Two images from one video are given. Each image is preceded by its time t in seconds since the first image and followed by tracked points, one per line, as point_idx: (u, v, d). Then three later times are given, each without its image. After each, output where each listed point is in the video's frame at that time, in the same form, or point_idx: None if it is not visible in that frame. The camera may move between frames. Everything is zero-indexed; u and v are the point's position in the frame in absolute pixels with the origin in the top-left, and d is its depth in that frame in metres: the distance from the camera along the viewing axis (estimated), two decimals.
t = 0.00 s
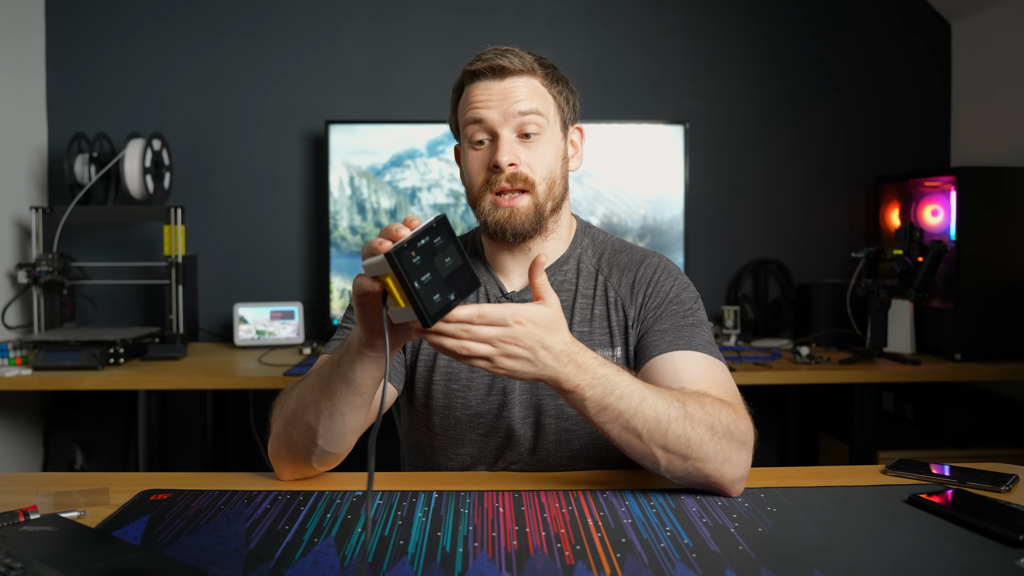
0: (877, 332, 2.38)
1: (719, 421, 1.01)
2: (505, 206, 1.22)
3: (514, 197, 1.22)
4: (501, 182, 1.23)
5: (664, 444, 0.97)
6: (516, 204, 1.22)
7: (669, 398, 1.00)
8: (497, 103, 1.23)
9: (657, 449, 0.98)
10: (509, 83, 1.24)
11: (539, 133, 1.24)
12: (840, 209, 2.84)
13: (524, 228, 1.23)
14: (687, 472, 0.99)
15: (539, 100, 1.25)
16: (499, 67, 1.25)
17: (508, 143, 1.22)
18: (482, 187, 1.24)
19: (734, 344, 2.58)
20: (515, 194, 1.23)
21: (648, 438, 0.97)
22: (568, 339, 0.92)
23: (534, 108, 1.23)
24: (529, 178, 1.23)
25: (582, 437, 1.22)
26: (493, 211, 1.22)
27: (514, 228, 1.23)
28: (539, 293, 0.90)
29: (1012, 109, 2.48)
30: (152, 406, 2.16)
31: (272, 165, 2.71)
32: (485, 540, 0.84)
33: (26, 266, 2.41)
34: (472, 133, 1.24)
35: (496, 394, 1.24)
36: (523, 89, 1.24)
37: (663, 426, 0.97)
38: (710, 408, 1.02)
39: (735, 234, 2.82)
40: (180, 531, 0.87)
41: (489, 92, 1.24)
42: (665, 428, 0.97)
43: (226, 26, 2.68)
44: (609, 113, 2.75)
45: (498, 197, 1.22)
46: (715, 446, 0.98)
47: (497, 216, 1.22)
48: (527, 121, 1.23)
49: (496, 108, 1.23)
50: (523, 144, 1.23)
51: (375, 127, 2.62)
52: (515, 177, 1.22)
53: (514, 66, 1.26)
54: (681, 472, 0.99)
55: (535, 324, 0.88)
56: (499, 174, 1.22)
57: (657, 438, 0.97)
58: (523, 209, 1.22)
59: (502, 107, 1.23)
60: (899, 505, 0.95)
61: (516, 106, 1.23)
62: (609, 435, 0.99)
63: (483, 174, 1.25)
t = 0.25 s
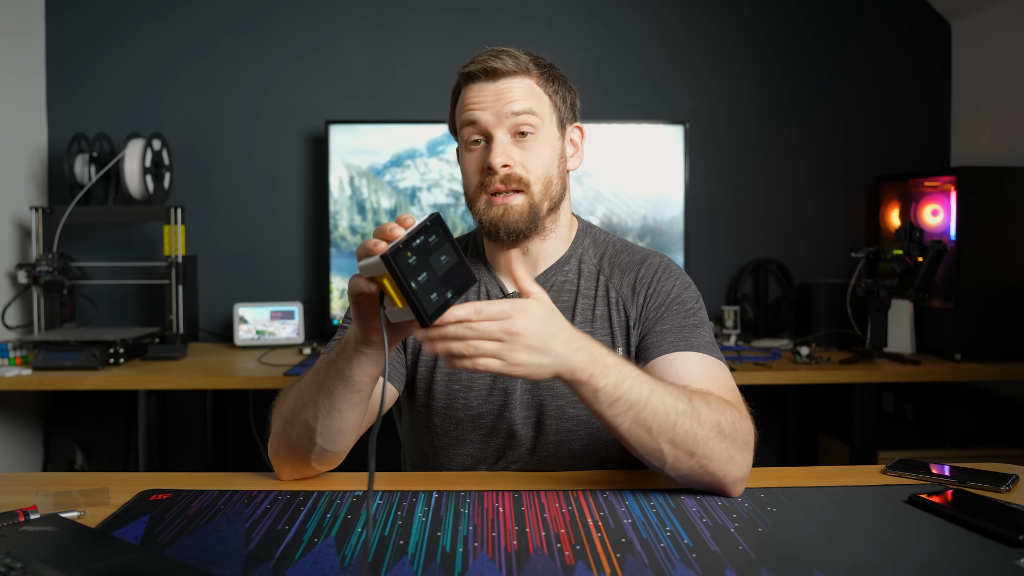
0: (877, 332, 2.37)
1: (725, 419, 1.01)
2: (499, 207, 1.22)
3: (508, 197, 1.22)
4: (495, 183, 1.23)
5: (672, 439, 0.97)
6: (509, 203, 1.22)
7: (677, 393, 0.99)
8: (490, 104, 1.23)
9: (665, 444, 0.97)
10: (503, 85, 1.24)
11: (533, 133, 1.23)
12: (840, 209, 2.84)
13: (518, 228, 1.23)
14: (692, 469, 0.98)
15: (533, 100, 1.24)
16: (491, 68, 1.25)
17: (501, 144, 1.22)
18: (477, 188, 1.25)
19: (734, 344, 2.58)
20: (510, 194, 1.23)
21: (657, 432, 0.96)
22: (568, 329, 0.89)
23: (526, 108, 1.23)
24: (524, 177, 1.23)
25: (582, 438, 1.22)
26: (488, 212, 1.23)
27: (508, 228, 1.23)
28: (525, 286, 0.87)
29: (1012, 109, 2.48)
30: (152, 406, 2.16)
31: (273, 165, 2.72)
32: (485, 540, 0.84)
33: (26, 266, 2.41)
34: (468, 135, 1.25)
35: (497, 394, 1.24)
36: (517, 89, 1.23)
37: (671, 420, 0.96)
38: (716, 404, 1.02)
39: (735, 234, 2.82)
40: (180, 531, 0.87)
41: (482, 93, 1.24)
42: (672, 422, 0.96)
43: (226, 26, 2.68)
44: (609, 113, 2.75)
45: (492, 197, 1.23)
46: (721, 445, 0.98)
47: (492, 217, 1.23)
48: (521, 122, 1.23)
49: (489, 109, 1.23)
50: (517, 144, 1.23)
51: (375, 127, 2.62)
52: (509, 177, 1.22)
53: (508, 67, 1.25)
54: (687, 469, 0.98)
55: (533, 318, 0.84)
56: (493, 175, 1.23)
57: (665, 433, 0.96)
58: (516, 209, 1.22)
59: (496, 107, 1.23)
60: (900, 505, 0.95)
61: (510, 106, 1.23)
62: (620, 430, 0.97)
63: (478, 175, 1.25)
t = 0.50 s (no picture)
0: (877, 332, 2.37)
1: (729, 416, 1.01)
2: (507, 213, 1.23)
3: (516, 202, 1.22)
4: (503, 188, 1.23)
5: (674, 429, 0.96)
6: (518, 207, 1.22)
7: (684, 385, 0.98)
8: (500, 108, 1.23)
9: (666, 435, 0.97)
10: (512, 88, 1.24)
11: (541, 138, 1.24)
12: (840, 209, 2.84)
13: (527, 233, 1.24)
14: (693, 464, 0.98)
15: (541, 105, 1.24)
16: (501, 72, 1.24)
17: (510, 148, 1.22)
18: (485, 192, 1.24)
19: (734, 344, 2.58)
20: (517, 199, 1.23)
21: (658, 422, 0.96)
22: (588, 304, 0.89)
23: (536, 113, 1.23)
24: (532, 182, 1.23)
25: (581, 438, 1.22)
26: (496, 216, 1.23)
27: (516, 233, 1.24)
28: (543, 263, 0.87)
29: (1012, 109, 2.48)
30: (152, 406, 2.16)
31: (273, 165, 2.72)
32: (485, 540, 0.84)
33: (26, 266, 2.41)
34: (474, 137, 1.24)
35: (497, 394, 1.24)
36: (526, 93, 1.23)
37: (675, 410, 0.96)
38: (722, 401, 1.01)
39: (735, 234, 2.82)
40: (180, 531, 0.87)
41: (491, 96, 1.23)
42: (677, 413, 0.96)
43: (226, 26, 2.68)
44: (609, 113, 2.75)
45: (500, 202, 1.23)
46: (724, 441, 0.98)
47: (500, 222, 1.24)
48: (531, 126, 1.23)
49: (499, 113, 1.22)
50: (526, 149, 1.23)
51: (375, 127, 2.62)
52: (518, 182, 1.22)
53: (517, 70, 1.25)
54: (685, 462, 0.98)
55: (550, 280, 0.86)
56: (502, 179, 1.22)
57: (667, 421, 0.96)
58: (524, 213, 1.23)
59: (505, 111, 1.22)
60: (899, 505, 0.95)
61: (519, 110, 1.22)
62: (621, 415, 0.96)
63: (486, 178, 1.24)
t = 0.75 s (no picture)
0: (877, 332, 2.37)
1: (716, 424, 1.01)
2: (505, 211, 1.22)
3: (515, 201, 1.21)
4: (503, 187, 1.23)
5: (659, 450, 0.97)
6: (515, 206, 1.21)
7: (663, 405, 0.99)
8: (502, 108, 1.23)
9: (652, 455, 0.97)
10: (514, 88, 1.24)
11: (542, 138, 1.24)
12: (840, 209, 2.84)
13: (524, 233, 1.24)
14: (686, 476, 0.98)
15: (544, 106, 1.25)
16: (504, 71, 1.24)
17: (511, 148, 1.23)
18: (485, 191, 1.25)
19: (734, 344, 2.58)
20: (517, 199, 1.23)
21: (642, 445, 0.97)
22: (555, 349, 0.92)
23: (538, 113, 1.23)
24: (532, 182, 1.23)
25: (581, 437, 1.22)
26: (494, 215, 1.22)
27: (513, 232, 1.23)
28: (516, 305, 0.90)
29: (1012, 109, 2.48)
30: (152, 406, 2.16)
31: (273, 165, 2.72)
32: (485, 540, 0.84)
33: (26, 266, 2.41)
34: (475, 136, 1.25)
35: (497, 394, 1.24)
36: (528, 93, 1.23)
37: (656, 433, 0.97)
38: (707, 411, 1.01)
39: (735, 234, 2.82)
40: (180, 531, 0.87)
41: (493, 95, 1.24)
42: (659, 435, 0.97)
43: (226, 26, 2.68)
44: (609, 112, 2.75)
45: (499, 201, 1.22)
46: (713, 450, 0.97)
47: (497, 219, 1.22)
48: (532, 127, 1.23)
49: (501, 112, 1.23)
50: (526, 149, 1.23)
51: (375, 127, 2.62)
52: (518, 182, 1.22)
53: (520, 70, 1.25)
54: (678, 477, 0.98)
55: (511, 333, 0.89)
56: (502, 179, 1.23)
57: (652, 444, 0.97)
58: (522, 213, 1.21)
59: (507, 111, 1.23)
60: (900, 505, 0.95)
61: (521, 110, 1.23)
62: (603, 443, 0.99)
63: (486, 178, 1.25)
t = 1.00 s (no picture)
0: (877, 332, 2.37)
1: (717, 424, 1.01)
2: (507, 211, 1.22)
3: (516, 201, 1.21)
4: (504, 188, 1.23)
5: (660, 450, 0.97)
6: (519, 210, 1.22)
7: (665, 405, 0.99)
8: (501, 108, 1.23)
9: (654, 456, 0.97)
10: (514, 87, 1.24)
11: (542, 137, 1.24)
12: (840, 209, 2.84)
13: (526, 234, 1.24)
14: (687, 476, 0.98)
15: (543, 105, 1.25)
16: (503, 70, 1.24)
17: (511, 148, 1.23)
18: (485, 191, 1.25)
19: (734, 344, 2.58)
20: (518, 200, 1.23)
21: (644, 445, 0.97)
22: (557, 349, 0.92)
23: (538, 113, 1.23)
24: (533, 182, 1.23)
25: (581, 437, 1.22)
26: (495, 215, 1.22)
27: (515, 234, 1.23)
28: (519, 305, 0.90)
29: (1012, 109, 2.48)
30: (152, 406, 2.16)
31: (273, 165, 2.72)
32: (485, 540, 0.84)
33: (26, 266, 2.41)
34: (475, 136, 1.25)
35: (497, 394, 1.24)
36: (527, 93, 1.23)
37: (658, 433, 0.97)
38: (708, 411, 1.01)
39: (735, 234, 2.82)
40: (180, 531, 0.87)
41: (493, 95, 1.24)
42: (660, 435, 0.97)
43: (225, 26, 2.68)
44: (609, 112, 2.75)
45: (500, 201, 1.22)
46: (714, 450, 0.97)
47: (500, 223, 1.23)
48: (532, 126, 1.23)
49: (501, 112, 1.23)
50: (526, 148, 1.23)
51: (375, 127, 2.62)
52: (519, 181, 1.22)
53: (520, 69, 1.25)
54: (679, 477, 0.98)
55: (513, 334, 0.88)
56: (503, 178, 1.23)
57: (653, 443, 0.97)
58: (525, 216, 1.22)
59: (507, 111, 1.23)
60: (899, 505, 0.95)
61: (521, 109, 1.23)
62: (605, 443, 0.99)
63: (486, 178, 1.25)
